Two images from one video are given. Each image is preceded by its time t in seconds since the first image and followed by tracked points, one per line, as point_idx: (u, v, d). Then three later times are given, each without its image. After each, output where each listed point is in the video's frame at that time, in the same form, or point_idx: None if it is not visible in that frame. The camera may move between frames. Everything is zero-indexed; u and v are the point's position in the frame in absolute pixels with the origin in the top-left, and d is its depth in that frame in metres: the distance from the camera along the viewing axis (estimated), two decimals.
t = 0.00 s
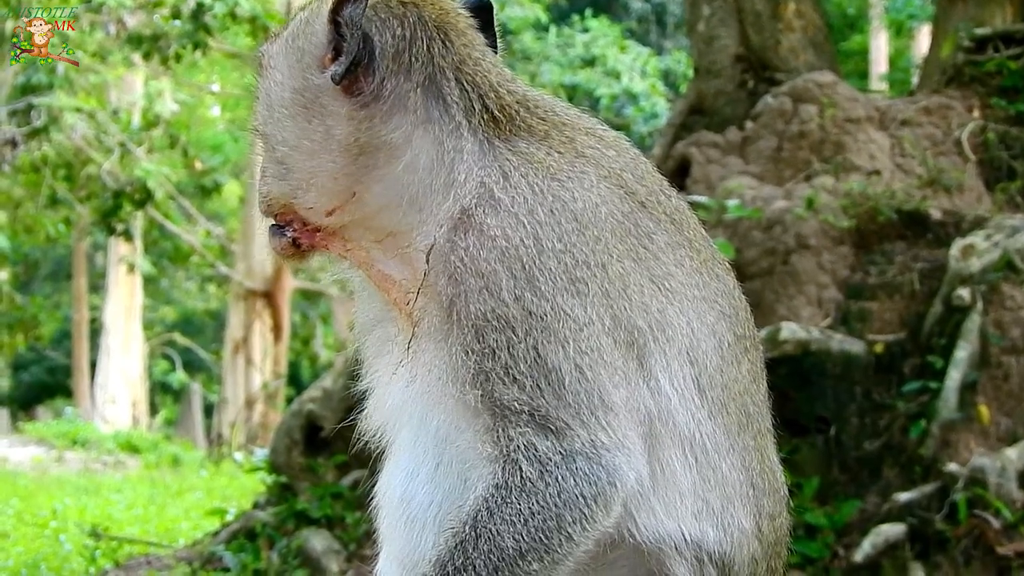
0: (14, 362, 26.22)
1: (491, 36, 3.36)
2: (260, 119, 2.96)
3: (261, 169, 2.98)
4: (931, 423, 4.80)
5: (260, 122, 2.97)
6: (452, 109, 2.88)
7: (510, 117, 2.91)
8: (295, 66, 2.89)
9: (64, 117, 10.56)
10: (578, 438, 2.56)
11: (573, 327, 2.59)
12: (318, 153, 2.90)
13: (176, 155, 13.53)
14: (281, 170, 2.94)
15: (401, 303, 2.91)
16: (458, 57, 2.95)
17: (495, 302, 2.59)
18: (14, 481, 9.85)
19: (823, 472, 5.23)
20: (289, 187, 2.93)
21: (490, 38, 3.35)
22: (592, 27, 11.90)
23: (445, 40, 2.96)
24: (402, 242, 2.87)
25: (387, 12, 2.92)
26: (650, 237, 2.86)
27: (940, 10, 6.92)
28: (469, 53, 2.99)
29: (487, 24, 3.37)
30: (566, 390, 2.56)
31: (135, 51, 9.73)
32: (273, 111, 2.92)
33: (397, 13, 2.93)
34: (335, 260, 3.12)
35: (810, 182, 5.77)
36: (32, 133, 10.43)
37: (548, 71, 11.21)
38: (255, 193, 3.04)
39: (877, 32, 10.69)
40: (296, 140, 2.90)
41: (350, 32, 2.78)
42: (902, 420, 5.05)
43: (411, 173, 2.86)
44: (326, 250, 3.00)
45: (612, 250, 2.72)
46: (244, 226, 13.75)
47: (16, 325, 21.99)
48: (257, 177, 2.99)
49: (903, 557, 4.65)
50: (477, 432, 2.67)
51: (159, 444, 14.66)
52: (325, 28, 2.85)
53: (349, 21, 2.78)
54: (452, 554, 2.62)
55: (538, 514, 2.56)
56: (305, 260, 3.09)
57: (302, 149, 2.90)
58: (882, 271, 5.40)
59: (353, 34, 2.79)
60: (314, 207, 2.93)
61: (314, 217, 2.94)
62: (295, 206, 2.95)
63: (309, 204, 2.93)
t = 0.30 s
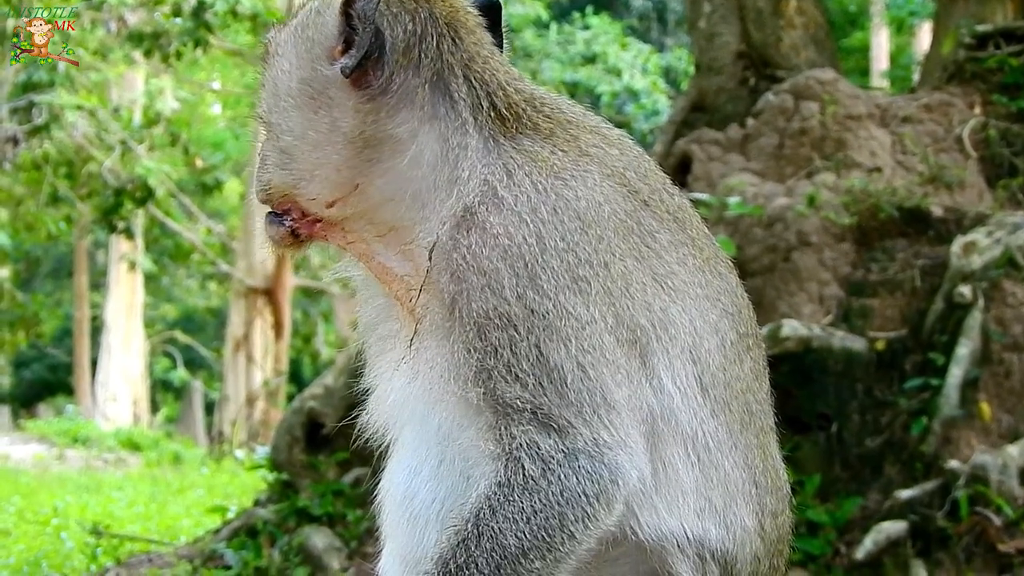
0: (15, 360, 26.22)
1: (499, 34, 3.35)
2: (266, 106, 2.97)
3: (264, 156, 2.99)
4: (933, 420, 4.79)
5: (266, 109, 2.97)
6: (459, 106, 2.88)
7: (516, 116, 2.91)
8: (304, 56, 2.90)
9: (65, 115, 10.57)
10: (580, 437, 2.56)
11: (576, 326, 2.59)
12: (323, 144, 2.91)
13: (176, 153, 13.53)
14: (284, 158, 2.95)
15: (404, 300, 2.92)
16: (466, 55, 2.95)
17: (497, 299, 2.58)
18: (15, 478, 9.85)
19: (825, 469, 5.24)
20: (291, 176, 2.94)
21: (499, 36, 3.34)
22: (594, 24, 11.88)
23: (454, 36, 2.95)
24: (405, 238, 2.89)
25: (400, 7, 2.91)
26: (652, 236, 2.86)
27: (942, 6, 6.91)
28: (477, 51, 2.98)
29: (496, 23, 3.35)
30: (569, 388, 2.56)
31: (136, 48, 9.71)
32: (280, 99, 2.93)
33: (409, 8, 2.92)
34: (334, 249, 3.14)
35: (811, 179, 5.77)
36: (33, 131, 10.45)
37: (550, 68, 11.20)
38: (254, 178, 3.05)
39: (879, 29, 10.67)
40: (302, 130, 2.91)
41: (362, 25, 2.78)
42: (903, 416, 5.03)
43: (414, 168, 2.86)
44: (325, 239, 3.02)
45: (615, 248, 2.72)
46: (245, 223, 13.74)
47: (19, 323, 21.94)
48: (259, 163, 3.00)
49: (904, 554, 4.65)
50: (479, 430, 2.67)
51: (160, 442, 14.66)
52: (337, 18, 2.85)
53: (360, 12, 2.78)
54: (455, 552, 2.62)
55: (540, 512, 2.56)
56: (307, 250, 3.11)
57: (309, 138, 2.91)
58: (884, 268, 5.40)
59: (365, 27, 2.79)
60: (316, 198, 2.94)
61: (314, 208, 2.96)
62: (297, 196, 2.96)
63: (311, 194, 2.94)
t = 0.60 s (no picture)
0: (16, 358, 26.22)
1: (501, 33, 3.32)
2: (272, 102, 2.95)
3: (267, 152, 2.97)
4: (935, 419, 4.80)
5: (272, 105, 2.96)
6: (465, 105, 2.88)
7: (521, 117, 2.91)
8: (313, 53, 2.88)
9: (67, 114, 10.57)
10: (584, 438, 2.57)
11: (579, 328, 2.60)
12: (331, 142, 2.90)
13: (178, 152, 13.53)
14: (290, 155, 2.93)
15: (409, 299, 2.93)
16: (474, 55, 2.95)
17: (502, 301, 2.59)
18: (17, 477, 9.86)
19: (827, 468, 5.24)
20: (296, 174, 2.93)
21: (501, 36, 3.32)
22: (595, 23, 11.88)
23: (462, 36, 2.95)
24: (409, 238, 2.90)
25: (411, 5, 2.91)
26: (656, 237, 2.86)
27: (943, 5, 6.91)
28: (485, 51, 2.98)
29: (498, 22, 3.33)
30: (572, 390, 2.57)
31: (138, 47, 9.71)
32: (287, 96, 2.92)
33: (419, 7, 2.93)
34: (336, 247, 3.14)
35: (813, 178, 5.77)
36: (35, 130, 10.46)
37: (551, 67, 11.21)
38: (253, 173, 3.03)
39: (880, 28, 10.67)
40: (310, 128, 2.90)
41: (376, 25, 2.80)
42: (906, 416, 5.04)
43: (420, 168, 2.87)
44: (327, 238, 3.02)
45: (618, 250, 2.72)
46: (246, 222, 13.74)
47: (19, 322, 21.92)
48: (262, 160, 2.98)
49: (907, 553, 4.65)
50: (482, 431, 2.67)
51: (162, 441, 14.66)
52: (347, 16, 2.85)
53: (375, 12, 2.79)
54: (458, 552, 2.62)
55: (544, 513, 2.57)
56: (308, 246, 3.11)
57: (318, 135, 2.90)
58: (886, 267, 5.41)
59: (379, 27, 2.81)
60: (322, 196, 2.94)
61: (319, 206, 2.95)
62: (303, 193, 2.95)
63: (317, 192, 2.93)
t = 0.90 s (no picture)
0: (17, 358, 26.22)
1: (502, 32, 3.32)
2: (275, 102, 2.94)
3: (270, 152, 2.95)
4: (936, 421, 4.80)
5: (275, 106, 2.95)
6: (469, 105, 2.89)
7: (525, 118, 2.92)
8: (318, 54, 2.88)
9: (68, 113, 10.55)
10: (586, 438, 2.57)
11: (583, 328, 2.60)
12: (336, 142, 2.89)
13: (179, 152, 13.52)
14: (294, 154, 2.92)
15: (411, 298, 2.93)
16: (479, 55, 2.95)
17: (504, 301, 2.59)
18: (18, 477, 9.85)
19: (828, 468, 5.24)
20: (300, 174, 2.92)
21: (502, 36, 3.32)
22: (597, 23, 11.87)
23: (466, 37, 2.95)
24: (413, 239, 2.90)
25: (416, 6, 2.91)
26: (659, 238, 2.86)
27: (945, 6, 6.92)
28: (488, 52, 2.99)
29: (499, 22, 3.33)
30: (575, 390, 2.57)
31: (140, 47, 9.70)
32: (292, 97, 2.91)
33: (424, 7, 2.93)
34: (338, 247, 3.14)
35: (815, 179, 5.77)
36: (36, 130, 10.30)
37: (553, 68, 11.22)
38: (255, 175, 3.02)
39: (882, 28, 10.67)
40: (315, 128, 2.89)
41: (382, 25, 2.81)
42: (907, 416, 5.04)
43: (424, 168, 2.87)
44: (330, 238, 3.01)
45: (622, 251, 2.73)
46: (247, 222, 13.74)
47: (19, 321, 21.91)
48: (265, 160, 2.96)
49: (908, 554, 4.66)
50: (485, 431, 2.67)
51: (162, 441, 14.66)
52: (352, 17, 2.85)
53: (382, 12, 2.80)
54: (460, 552, 2.62)
55: (546, 513, 2.57)
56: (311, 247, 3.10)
57: (324, 134, 2.89)
58: (888, 268, 5.41)
59: (385, 27, 2.81)
60: (326, 196, 2.93)
61: (322, 207, 2.94)
62: (308, 193, 2.94)
63: (321, 193, 2.92)
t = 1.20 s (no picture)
0: (18, 359, 26.24)
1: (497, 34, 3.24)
2: (309, 84, 2.72)
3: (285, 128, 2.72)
4: (937, 420, 4.81)
5: (309, 81, 2.72)
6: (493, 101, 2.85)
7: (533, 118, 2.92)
8: (376, 40, 2.75)
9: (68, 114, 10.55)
10: (586, 437, 2.57)
11: (584, 327, 2.59)
12: (383, 132, 2.77)
13: (180, 152, 13.53)
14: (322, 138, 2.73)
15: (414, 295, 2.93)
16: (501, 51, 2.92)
17: (506, 300, 2.59)
18: (19, 478, 9.85)
19: (830, 468, 5.23)
20: (332, 159, 2.74)
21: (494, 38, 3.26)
22: (597, 24, 11.87)
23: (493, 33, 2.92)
24: (417, 236, 2.87)
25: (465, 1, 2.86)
26: (661, 235, 2.86)
27: (946, 6, 6.91)
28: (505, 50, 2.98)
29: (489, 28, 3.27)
30: (575, 389, 2.56)
31: (140, 48, 9.71)
32: (338, 80, 2.72)
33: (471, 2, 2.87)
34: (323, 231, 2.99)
35: (816, 178, 5.77)
36: (37, 131, 10.28)
37: (553, 68, 11.23)
38: (252, 151, 2.74)
39: (882, 27, 10.65)
40: (361, 115, 2.74)
41: (450, 21, 2.79)
42: (909, 416, 5.03)
43: (444, 164, 2.83)
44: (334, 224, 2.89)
45: (624, 248, 2.72)
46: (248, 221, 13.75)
47: (20, 322, 21.90)
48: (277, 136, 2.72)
49: (909, 553, 4.66)
50: (484, 430, 2.67)
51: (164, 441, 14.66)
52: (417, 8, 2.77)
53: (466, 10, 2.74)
54: (459, 549, 2.62)
55: (545, 511, 2.57)
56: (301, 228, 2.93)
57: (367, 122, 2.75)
58: (889, 267, 5.41)
59: (453, 24, 2.80)
60: (354, 184, 2.78)
61: (345, 193, 2.79)
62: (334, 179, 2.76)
63: (351, 180, 2.77)
